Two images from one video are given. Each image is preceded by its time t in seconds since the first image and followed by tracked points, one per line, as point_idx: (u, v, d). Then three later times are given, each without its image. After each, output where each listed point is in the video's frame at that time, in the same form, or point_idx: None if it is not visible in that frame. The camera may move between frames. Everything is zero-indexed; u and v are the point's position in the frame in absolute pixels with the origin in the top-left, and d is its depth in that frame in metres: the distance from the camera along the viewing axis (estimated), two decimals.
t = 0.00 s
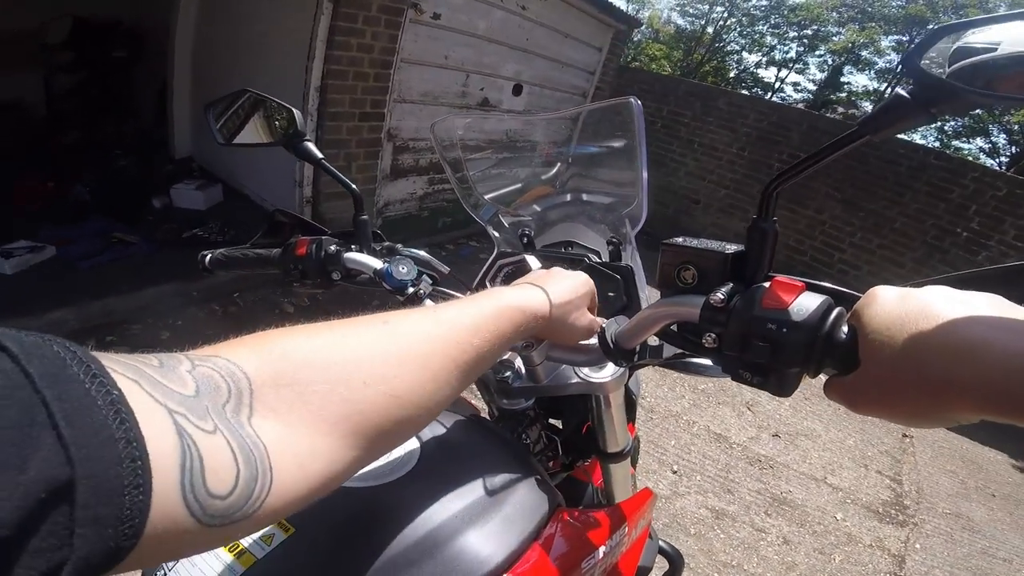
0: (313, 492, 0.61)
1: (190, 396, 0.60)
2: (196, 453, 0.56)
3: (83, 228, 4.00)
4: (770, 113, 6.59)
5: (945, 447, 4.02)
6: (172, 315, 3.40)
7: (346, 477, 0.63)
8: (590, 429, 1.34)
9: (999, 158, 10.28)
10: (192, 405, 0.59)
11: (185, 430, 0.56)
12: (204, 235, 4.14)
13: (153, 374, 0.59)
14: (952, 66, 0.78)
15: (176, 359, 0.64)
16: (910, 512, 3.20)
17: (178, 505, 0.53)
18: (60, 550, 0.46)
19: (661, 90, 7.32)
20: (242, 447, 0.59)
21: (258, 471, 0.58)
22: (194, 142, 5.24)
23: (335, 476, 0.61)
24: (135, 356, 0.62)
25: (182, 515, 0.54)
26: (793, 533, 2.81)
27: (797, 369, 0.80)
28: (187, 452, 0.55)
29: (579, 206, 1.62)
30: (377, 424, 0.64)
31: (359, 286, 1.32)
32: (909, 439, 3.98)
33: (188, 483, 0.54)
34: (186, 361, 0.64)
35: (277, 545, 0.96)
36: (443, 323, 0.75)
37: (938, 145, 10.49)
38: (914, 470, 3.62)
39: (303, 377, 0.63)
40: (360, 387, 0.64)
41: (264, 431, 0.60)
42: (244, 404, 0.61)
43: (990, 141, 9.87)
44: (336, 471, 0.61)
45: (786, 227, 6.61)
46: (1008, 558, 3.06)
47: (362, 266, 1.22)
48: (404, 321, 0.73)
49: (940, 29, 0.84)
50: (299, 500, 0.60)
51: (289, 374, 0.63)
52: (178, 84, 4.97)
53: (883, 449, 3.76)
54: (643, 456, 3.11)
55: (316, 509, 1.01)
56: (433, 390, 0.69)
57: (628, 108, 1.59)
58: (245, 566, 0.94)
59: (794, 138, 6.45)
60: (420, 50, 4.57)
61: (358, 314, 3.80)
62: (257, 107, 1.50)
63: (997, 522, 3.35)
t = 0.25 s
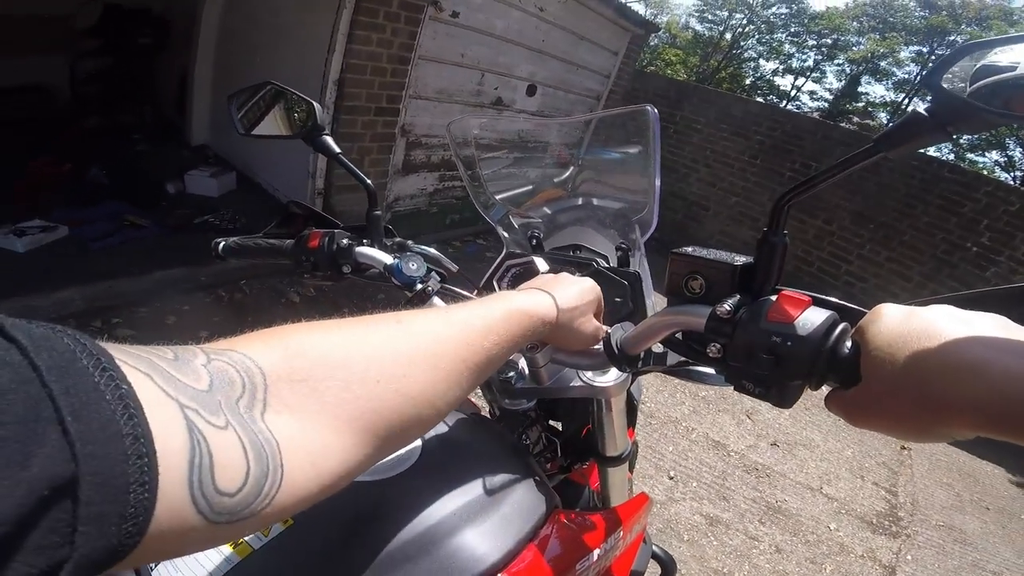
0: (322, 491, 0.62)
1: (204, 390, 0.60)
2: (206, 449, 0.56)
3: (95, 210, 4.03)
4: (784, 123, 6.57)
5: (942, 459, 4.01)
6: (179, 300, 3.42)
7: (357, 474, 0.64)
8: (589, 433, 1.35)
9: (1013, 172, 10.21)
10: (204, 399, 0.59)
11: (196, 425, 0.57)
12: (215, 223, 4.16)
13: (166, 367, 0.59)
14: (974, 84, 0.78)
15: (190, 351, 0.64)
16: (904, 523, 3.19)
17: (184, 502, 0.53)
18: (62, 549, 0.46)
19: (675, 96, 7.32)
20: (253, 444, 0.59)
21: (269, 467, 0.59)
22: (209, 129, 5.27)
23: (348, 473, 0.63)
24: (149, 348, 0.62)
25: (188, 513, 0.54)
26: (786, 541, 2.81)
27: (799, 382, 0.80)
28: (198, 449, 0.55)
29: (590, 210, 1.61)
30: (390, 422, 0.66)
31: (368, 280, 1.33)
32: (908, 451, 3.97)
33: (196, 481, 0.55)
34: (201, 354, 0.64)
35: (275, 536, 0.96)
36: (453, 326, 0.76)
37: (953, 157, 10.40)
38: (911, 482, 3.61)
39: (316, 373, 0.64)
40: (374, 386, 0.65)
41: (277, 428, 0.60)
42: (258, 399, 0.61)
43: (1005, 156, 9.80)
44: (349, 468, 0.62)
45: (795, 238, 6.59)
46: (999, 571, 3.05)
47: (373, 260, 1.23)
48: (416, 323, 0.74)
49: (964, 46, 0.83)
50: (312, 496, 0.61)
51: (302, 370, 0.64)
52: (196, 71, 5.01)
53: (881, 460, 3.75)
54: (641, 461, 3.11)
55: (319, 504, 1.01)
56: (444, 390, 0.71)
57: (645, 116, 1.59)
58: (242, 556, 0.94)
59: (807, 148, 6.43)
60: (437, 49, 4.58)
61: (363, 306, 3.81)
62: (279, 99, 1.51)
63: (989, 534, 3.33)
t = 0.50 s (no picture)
0: (315, 485, 0.62)
1: (196, 382, 0.60)
2: (197, 442, 0.56)
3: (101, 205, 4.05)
4: (791, 128, 6.56)
5: (942, 464, 3.99)
6: (183, 295, 3.44)
7: (352, 466, 0.64)
8: (589, 433, 1.35)
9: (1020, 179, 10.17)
10: (197, 391, 0.59)
11: (188, 417, 0.57)
12: (220, 219, 4.18)
13: (159, 359, 0.59)
14: (981, 93, 0.78)
15: (184, 343, 0.64)
16: (902, 527, 3.18)
17: (174, 494, 0.54)
18: (48, 540, 0.46)
19: (682, 100, 7.31)
20: (245, 436, 0.59)
21: (260, 460, 0.59)
22: (215, 125, 5.30)
23: (342, 466, 0.63)
24: (143, 339, 0.62)
25: (178, 505, 0.54)
26: (785, 543, 2.80)
27: (796, 382, 0.81)
28: (188, 441, 0.56)
29: (593, 211, 1.62)
30: (385, 415, 0.66)
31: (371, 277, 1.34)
32: (908, 455, 3.96)
33: (186, 473, 0.55)
34: (195, 346, 0.64)
35: (274, 530, 0.96)
36: (451, 322, 0.76)
37: (961, 165, 10.36)
38: (909, 486, 3.60)
39: (313, 366, 0.64)
40: (367, 378, 0.65)
41: (269, 420, 0.60)
42: (251, 392, 0.61)
43: (1014, 163, 9.75)
44: (343, 461, 0.62)
45: (799, 243, 6.58)
46: None
47: (377, 258, 1.24)
48: (413, 318, 0.74)
49: (970, 53, 0.83)
50: (304, 489, 0.61)
51: (298, 362, 0.64)
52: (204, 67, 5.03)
53: (881, 464, 3.74)
54: (640, 462, 3.11)
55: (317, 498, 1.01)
56: (439, 384, 0.71)
57: (651, 119, 1.59)
58: (240, 550, 0.94)
59: (813, 153, 6.42)
60: (445, 48, 4.59)
61: (366, 303, 3.82)
62: (287, 96, 1.52)
63: (987, 538, 3.33)
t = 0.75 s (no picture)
0: (316, 476, 0.62)
1: (199, 373, 0.60)
2: (201, 433, 0.56)
3: (101, 204, 4.05)
4: (792, 123, 6.55)
5: (941, 460, 4.00)
6: (183, 293, 3.44)
7: (352, 458, 0.65)
8: (588, 425, 1.35)
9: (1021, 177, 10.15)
10: (200, 383, 0.59)
11: (190, 408, 0.57)
12: (220, 216, 4.18)
13: (161, 350, 0.59)
14: (975, 89, 0.78)
15: (187, 336, 0.64)
16: (901, 522, 3.19)
17: (178, 485, 0.54)
18: (55, 531, 0.46)
19: (683, 95, 7.30)
20: (246, 428, 0.59)
21: (262, 452, 0.59)
22: (215, 122, 5.30)
23: (343, 457, 0.63)
24: (145, 331, 0.62)
25: (182, 496, 0.54)
26: (784, 538, 2.81)
27: (791, 369, 0.81)
28: (192, 432, 0.56)
29: (592, 204, 1.62)
30: (385, 406, 0.66)
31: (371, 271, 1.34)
32: (906, 451, 3.97)
33: (190, 464, 0.55)
34: (196, 338, 0.64)
35: (275, 521, 0.97)
36: (450, 313, 0.77)
37: (962, 162, 10.34)
38: (908, 481, 3.61)
39: (313, 358, 0.64)
40: (368, 369, 0.66)
41: (270, 412, 0.61)
42: (252, 384, 0.61)
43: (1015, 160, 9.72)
44: (344, 451, 0.63)
45: (799, 238, 6.58)
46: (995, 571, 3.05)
47: (376, 250, 1.24)
48: (413, 309, 0.74)
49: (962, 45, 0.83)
50: (307, 480, 0.61)
51: (299, 354, 0.64)
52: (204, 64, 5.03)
53: (880, 460, 3.75)
54: (641, 457, 3.12)
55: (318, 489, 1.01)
56: (438, 375, 0.71)
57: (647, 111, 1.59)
58: (241, 541, 0.95)
59: (813, 149, 6.41)
60: (445, 44, 4.59)
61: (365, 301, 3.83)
62: (284, 92, 1.52)
63: (985, 534, 3.33)
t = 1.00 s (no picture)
0: (263, 509, 0.61)
1: (137, 411, 0.60)
2: (141, 469, 0.56)
3: (99, 203, 4.05)
4: (791, 120, 6.54)
5: (941, 455, 4.00)
6: (182, 292, 3.44)
7: (303, 488, 0.63)
8: (586, 424, 1.36)
9: (1019, 172, 10.15)
10: (138, 419, 0.59)
11: (131, 445, 0.57)
12: (219, 215, 4.18)
13: (98, 389, 0.59)
14: (973, 86, 0.78)
15: (125, 372, 0.64)
16: (903, 518, 3.20)
17: (122, 518, 0.54)
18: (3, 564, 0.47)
19: (682, 93, 7.30)
20: (187, 461, 0.59)
21: (203, 485, 0.59)
22: (214, 122, 5.29)
23: (290, 489, 0.62)
24: (83, 369, 0.62)
25: (127, 530, 0.54)
26: (786, 535, 2.82)
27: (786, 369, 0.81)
28: (132, 469, 0.56)
29: (589, 203, 1.62)
30: (333, 436, 0.64)
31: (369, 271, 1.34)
32: (907, 447, 3.97)
33: (132, 499, 0.55)
34: (134, 374, 0.63)
35: (273, 521, 0.97)
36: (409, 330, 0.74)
37: (960, 158, 10.34)
38: (909, 477, 3.61)
39: (255, 390, 0.63)
40: (312, 401, 0.64)
41: (210, 447, 0.60)
42: (191, 418, 0.61)
43: (1013, 156, 9.73)
44: (289, 484, 0.62)
45: (798, 235, 6.58)
46: (996, 566, 3.05)
47: (374, 251, 1.24)
48: (369, 330, 0.72)
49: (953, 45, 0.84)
50: (252, 512, 0.61)
51: (241, 386, 0.63)
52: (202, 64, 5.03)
53: (881, 456, 3.75)
54: (641, 455, 3.12)
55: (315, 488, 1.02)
56: (392, 401, 0.69)
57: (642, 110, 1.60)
58: (241, 541, 0.96)
59: (812, 146, 6.41)
60: (444, 43, 4.59)
61: (365, 299, 3.83)
62: (283, 92, 1.52)
63: (986, 530, 3.34)
